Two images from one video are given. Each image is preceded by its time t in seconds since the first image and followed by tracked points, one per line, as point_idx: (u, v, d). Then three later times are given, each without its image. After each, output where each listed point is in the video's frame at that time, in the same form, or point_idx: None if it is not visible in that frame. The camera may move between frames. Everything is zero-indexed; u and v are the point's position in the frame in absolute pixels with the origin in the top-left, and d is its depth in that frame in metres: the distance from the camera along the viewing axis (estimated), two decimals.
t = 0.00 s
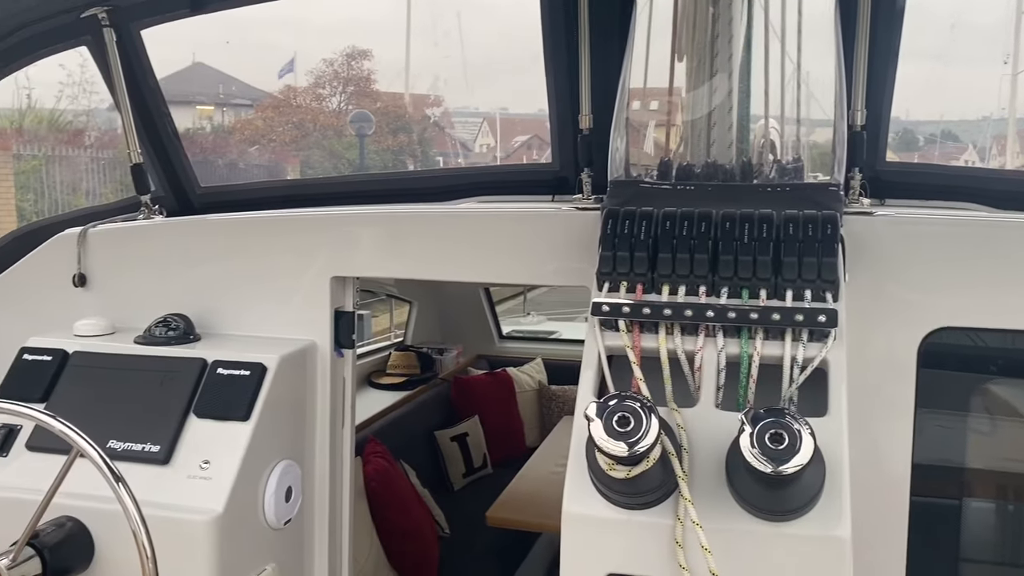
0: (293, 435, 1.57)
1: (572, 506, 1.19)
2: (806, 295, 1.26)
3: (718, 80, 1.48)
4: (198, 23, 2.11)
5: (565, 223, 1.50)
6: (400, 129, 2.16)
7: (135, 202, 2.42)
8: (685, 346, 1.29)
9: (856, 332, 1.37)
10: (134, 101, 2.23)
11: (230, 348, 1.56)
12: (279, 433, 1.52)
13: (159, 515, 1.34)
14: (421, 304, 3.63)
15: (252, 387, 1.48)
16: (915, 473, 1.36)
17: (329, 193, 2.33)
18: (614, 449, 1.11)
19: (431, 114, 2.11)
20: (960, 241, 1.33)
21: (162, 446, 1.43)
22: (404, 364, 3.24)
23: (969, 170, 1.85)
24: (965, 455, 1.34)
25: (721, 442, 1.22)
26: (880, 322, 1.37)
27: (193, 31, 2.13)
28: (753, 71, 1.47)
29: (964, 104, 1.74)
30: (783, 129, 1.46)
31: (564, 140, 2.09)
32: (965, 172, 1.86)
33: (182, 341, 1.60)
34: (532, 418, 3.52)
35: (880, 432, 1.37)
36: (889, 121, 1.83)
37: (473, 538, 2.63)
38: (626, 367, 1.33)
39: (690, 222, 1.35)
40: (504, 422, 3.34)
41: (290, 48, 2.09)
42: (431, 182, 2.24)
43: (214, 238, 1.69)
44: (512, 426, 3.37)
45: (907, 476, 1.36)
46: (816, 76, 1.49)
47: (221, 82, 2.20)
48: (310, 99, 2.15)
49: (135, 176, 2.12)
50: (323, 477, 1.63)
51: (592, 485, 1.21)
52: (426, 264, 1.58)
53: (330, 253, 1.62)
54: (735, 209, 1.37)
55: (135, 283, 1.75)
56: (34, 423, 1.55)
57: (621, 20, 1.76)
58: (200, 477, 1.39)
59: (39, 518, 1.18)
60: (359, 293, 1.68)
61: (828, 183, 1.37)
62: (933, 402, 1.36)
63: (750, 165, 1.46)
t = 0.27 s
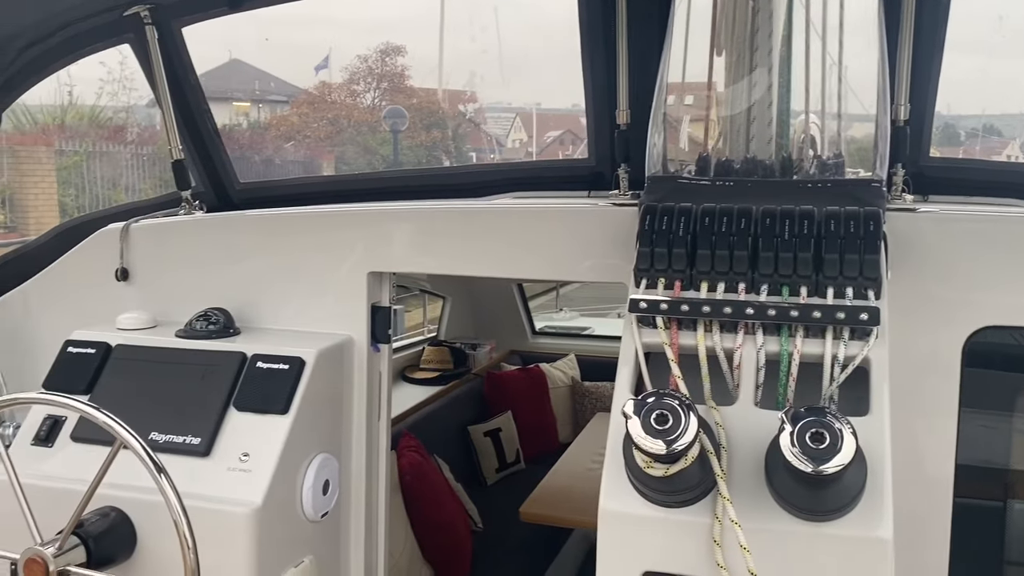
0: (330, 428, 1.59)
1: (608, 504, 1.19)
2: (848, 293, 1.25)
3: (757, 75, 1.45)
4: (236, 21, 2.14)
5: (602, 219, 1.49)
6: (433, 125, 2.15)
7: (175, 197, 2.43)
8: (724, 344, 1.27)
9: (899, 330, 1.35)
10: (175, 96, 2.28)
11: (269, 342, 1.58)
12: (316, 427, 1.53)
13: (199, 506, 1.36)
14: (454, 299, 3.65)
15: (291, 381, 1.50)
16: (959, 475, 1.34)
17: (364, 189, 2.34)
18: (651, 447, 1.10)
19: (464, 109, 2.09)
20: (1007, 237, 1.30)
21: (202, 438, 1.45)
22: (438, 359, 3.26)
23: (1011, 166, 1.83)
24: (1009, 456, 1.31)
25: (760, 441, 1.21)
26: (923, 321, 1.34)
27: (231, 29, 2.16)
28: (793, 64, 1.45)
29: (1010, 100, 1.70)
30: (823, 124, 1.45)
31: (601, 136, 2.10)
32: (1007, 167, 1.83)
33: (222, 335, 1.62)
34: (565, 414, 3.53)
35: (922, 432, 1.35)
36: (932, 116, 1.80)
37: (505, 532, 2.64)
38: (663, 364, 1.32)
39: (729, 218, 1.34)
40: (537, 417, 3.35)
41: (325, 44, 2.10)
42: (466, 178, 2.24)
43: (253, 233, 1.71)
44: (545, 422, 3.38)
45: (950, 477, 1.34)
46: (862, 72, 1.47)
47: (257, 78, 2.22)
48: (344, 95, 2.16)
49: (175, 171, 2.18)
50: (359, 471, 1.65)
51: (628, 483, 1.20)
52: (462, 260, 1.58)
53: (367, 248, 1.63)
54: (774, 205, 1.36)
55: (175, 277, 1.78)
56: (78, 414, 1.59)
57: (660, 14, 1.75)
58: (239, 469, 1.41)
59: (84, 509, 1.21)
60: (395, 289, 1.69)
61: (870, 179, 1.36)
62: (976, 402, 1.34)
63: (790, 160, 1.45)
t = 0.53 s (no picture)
0: (365, 421, 1.60)
1: (645, 500, 1.18)
2: (890, 288, 1.22)
3: (797, 67, 1.44)
4: (270, 17, 2.16)
5: (639, 212, 1.48)
6: (463, 119, 2.15)
7: (210, 191, 2.44)
8: (762, 339, 1.26)
9: (942, 326, 1.33)
10: (211, 91, 2.31)
11: (305, 335, 1.59)
12: (351, 420, 1.54)
13: (237, 497, 1.37)
14: (485, 293, 3.66)
15: (327, 374, 1.51)
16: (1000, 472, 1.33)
17: (394, 182, 2.35)
18: (690, 443, 1.09)
19: (493, 103, 2.09)
20: None
21: (240, 429, 1.47)
22: (469, 353, 3.29)
23: None
24: None
25: (800, 438, 1.20)
26: (967, 317, 1.32)
27: (265, 25, 2.17)
28: (831, 56, 1.43)
29: None
30: (864, 118, 1.42)
31: (637, 126, 2.09)
32: None
33: (259, 328, 1.64)
34: (597, 409, 3.53)
35: (966, 431, 1.32)
36: (977, 108, 1.77)
37: (536, 527, 2.64)
38: (700, 359, 1.31)
39: (769, 212, 1.32)
40: (568, 412, 3.36)
41: (355, 40, 2.10)
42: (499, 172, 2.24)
43: (289, 226, 1.72)
44: (576, 416, 3.39)
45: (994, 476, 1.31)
46: (905, 65, 1.44)
47: (289, 74, 2.24)
48: (375, 90, 2.16)
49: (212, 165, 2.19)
50: (393, 463, 1.65)
51: (665, 479, 1.19)
52: (497, 254, 1.58)
53: (402, 241, 1.64)
54: (814, 199, 1.34)
55: (213, 271, 1.80)
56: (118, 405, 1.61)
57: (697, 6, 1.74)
58: (276, 460, 1.42)
59: (124, 498, 1.23)
60: (429, 282, 1.69)
61: (913, 172, 1.34)
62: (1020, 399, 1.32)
63: (830, 153, 1.42)
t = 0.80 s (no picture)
0: (397, 413, 1.61)
1: (680, 494, 1.17)
2: (930, 282, 1.21)
3: (835, 58, 1.41)
4: (302, 13, 2.18)
5: (674, 205, 1.47)
6: (491, 112, 2.16)
7: (243, 183, 2.47)
8: (800, 333, 1.25)
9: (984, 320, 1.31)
10: (247, 85, 2.33)
11: (339, 327, 1.61)
12: (384, 411, 1.55)
13: (272, 487, 1.38)
14: (514, 287, 3.66)
15: (360, 365, 1.52)
16: None
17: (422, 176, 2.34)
18: (726, 438, 1.08)
19: (523, 96, 2.09)
20: None
21: (275, 420, 1.48)
22: (498, 347, 3.27)
23: None
24: None
25: (838, 434, 1.18)
26: (1010, 311, 1.29)
27: (296, 21, 2.19)
28: (871, 46, 1.40)
29: None
30: (903, 109, 1.40)
31: (672, 120, 2.04)
32: None
33: (294, 320, 1.65)
34: (626, 402, 3.53)
35: (1007, 428, 1.30)
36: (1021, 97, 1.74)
37: (565, 520, 2.64)
38: (736, 353, 1.30)
39: (806, 204, 1.31)
40: (597, 406, 3.35)
41: (384, 34, 2.11)
42: (530, 166, 2.23)
43: (322, 219, 1.73)
44: (605, 411, 3.37)
45: None
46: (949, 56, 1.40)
47: (320, 69, 2.26)
48: (404, 84, 2.18)
49: (249, 158, 2.25)
50: (426, 454, 1.66)
51: (701, 474, 1.19)
52: (529, 246, 1.58)
53: (434, 234, 1.64)
54: (852, 191, 1.32)
55: (248, 263, 1.82)
56: (157, 394, 1.64)
57: None
58: (311, 451, 1.43)
59: (162, 488, 1.25)
60: (462, 275, 1.70)
61: (956, 165, 1.30)
62: None
63: (868, 145, 1.41)
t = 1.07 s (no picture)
0: (428, 404, 1.62)
1: (713, 488, 1.16)
2: (969, 277, 1.19)
3: (871, 49, 1.41)
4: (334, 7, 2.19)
5: (708, 198, 1.46)
6: (518, 105, 2.15)
7: (275, 176, 2.49)
8: (834, 328, 1.24)
9: None
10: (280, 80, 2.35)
11: (370, 319, 1.62)
12: (415, 403, 1.56)
13: (306, 476, 1.40)
14: (542, 280, 3.66)
15: (392, 357, 1.53)
16: None
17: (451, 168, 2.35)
18: (760, 432, 1.08)
19: (550, 89, 2.09)
20: None
21: (308, 411, 1.50)
22: (526, 340, 3.28)
23: None
24: None
25: (873, 429, 1.17)
26: None
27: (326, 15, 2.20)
28: (908, 36, 1.39)
29: None
30: (941, 102, 1.37)
31: (703, 114, 2.06)
32: None
33: (326, 312, 1.67)
34: (654, 396, 3.52)
35: None
36: None
37: (593, 513, 2.64)
38: (769, 347, 1.30)
39: (842, 197, 1.29)
40: (625, 399, 3.34)
41: (412, 27, 2.11)
42: (560, 158, 2.23)
43: (353, 212, 1.74)
44: (633, 404, 3.37)
45: None
46: (989, 46, 1.35)
47: (347, 62, 2.27)
48: (432, 77, 2.17)
49: (281, 151, 2.23)
50: (456, 446, 1.67)
51: (734, 468, 1.18)
52: (560, 239, 1.58)
53: (465, 227, 1.65)
54: (888, 184, 1.30)
55: (281, 255, 1.83)
56: (191, 385, 1.66)
57: None
58: (343, 442, 1.45)
59: (198, 477, 1.27)
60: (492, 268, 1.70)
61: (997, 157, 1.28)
62: None
63: (905, 137, 1.39)
